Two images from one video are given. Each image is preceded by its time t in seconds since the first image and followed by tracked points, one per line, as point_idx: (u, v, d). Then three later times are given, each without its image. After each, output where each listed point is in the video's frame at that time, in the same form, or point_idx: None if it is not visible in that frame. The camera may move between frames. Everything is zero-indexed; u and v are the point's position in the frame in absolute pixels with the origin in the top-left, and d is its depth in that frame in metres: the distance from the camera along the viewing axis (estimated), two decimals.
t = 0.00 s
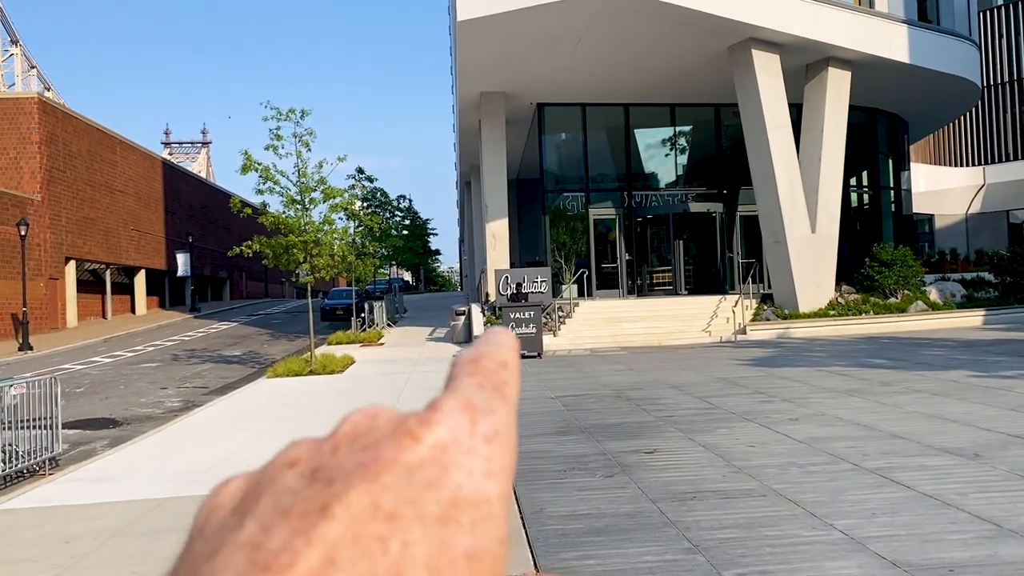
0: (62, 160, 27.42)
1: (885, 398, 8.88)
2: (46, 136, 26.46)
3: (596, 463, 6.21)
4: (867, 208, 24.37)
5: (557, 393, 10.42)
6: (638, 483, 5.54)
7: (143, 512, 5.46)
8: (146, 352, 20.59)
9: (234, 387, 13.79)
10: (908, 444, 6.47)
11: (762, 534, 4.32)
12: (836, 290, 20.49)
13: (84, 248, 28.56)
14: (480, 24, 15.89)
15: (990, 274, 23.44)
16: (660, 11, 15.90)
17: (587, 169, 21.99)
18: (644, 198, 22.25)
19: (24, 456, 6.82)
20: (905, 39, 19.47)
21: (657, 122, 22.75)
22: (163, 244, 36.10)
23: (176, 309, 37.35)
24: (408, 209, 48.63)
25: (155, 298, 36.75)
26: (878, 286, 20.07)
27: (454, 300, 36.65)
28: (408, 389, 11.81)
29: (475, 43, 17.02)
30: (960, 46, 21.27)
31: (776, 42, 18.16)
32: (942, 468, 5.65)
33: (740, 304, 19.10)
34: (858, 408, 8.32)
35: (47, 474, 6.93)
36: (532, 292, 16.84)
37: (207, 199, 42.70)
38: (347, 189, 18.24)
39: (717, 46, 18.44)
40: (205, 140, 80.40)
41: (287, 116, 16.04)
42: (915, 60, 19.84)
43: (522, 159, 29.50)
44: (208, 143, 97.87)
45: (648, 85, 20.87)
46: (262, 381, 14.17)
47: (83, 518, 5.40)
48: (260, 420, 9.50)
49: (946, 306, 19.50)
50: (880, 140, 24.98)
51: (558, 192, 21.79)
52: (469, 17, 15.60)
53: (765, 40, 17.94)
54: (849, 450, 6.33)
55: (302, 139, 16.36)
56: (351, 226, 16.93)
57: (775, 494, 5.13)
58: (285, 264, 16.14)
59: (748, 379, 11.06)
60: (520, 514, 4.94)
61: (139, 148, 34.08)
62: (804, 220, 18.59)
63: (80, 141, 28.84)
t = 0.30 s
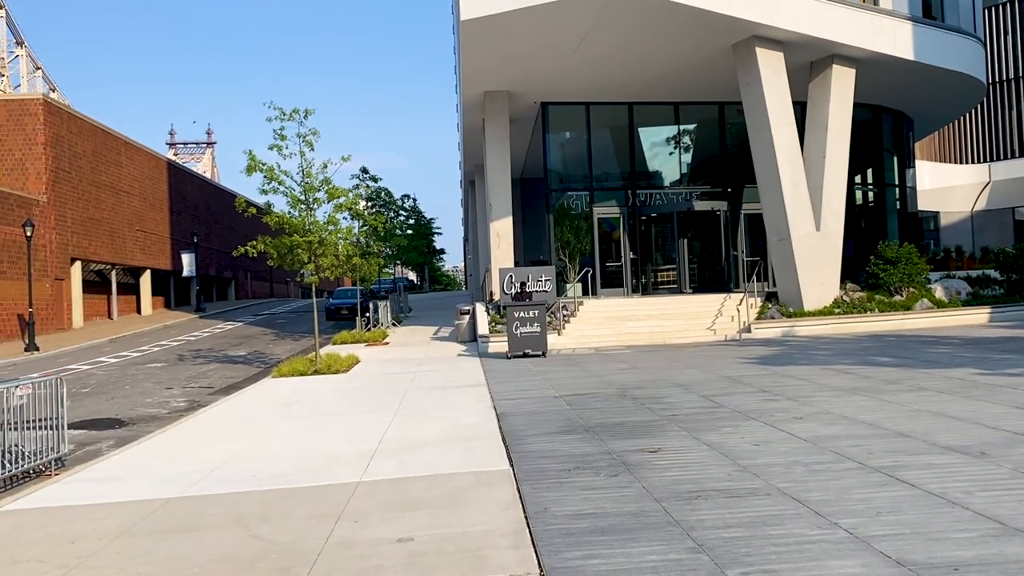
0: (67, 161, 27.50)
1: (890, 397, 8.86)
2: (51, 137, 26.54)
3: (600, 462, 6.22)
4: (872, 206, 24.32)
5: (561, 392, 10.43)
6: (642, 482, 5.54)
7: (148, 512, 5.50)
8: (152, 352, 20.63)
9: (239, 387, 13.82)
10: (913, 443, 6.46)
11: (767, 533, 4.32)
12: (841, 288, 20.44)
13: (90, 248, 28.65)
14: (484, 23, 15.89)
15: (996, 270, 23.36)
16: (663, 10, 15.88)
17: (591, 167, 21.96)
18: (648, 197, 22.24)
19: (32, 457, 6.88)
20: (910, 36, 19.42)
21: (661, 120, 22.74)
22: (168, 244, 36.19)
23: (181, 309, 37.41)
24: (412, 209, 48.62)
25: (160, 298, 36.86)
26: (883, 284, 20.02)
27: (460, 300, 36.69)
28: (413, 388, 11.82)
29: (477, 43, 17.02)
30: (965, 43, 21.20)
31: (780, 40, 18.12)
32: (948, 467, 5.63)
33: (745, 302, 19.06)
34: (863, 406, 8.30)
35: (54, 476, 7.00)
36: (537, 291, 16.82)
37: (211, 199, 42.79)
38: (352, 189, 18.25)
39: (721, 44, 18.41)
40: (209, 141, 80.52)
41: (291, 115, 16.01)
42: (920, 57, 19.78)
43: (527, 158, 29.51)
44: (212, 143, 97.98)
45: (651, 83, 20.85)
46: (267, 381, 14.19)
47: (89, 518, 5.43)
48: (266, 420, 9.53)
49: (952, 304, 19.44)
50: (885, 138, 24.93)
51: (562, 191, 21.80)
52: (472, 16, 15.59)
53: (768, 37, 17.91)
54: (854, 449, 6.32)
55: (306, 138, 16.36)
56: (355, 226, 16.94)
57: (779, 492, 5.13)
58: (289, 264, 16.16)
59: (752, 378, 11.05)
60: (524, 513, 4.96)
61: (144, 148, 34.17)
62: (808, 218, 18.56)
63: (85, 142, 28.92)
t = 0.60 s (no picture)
0: (71, 164, 27.56)
1: (893, 397, 8.84)
2: (55, 139, 26.60)
3: (603, 463, 6.23)
4: (875, 205, 24.28)
5: (565, 393, 10.43)
6: (644, 483, 5.54)
7: (151, 514, 5.51)
8: (155, 354, 20.64)
9: (244, 388, 13.85)
10: (917, 443, 6.44)
11: (769, 535, 4.32)
12: (844, 288, 20.40)
13: (94, 250, 28.70)
14: (487, 24, 15.89)
15: (999, 270, 23.31)
16: (666, 10, 15.87)
17: (594, 168, 21.95)
18: (651, 197, 22.22)
19: (36, 459, 6.91)
20: (913, 36, 19.38)
21: (664, 121, 22.73)
22: (172, 246, 36.24)
23: (185, 310, 37.46)
24: (415, 209, 48.65)
25: (163, 299, 36.94)
26: (887, 284, 19.99)
27: (462, 301, 36.71)
28: (416, 390, 11.82)
29: (480, 44, 17.01)
30: (968, 43, 21.14)
31: (783, 40, 18.09)
32: (952, 468, 5.62)
33: (748, 302, 19.03)
34: (867, 407, 8.29)
35: (58, 478, 7.01)
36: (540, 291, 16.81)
37: (215, 200, 42.87)
38: (355, 190, 18.27)
39: (723, 44, 18.39)
40: (212, 143, 80.75)
41: (294, 117, 16.01)
42: (923, 57, 19.74)
43: (529, 158, 29.50)
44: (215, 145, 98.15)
45: (654, 84, 20.86)
46: (271, 382, 14.20)
47: (92, 521, 5.44)
48: (270, 422, 9.55)
49: (955, 304, 19.38)
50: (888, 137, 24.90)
51: (565, 191, 21.79)
52: (475, 17, 15.59)
53: (771, 37, 17.90)
54: (857, 450, 6.31)
55: (308, 140, 16.35)
56: (358, 227, 16.94)
57: (782, 494, 5.13)
58: (293, 265, 16.17)
59: (756, 379, 11.04)
60: (526, 515, 4.96)
61: (148, 149, 34.23)
62: (811, 218, 18.52)
63: (89, 144, 28.99)
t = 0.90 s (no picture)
0: (74, 166, 27.60)
1: (897, 398, 8.82)
2: (58, 142, 26.68)
3: (606, 464, 6.22)
4: (878, 206, 24.22)
5: (568, 394, 10.42)
6: (648, 485, 5.53)
7: (154, 516, 5.52)
8: (159, 356, 20.67)
9: (248, 390, 13.87)
10: (921, 444, 6.42)
11: (773, 536, 4.30)
12: (848, 288, 20.36)
13: (97, 253, 28.74)
14: (489, 25, 15.89)
15: (1003, 270, 23.24)
16: (668, 10, 15.85)
17: (596, 168, 21.95)
18: (654, 198, 22.20)
19: (40, 462, 6.91)
20: (916, 35, 19.34)
21: (667, 121, 22.72)
22: (175, 248, 36.28)
23: (188, 312, 37.51)
24: (418, 211, 48.66)
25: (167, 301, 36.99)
26: (890, 284, 19.94)
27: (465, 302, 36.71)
28: (419, 391, 11.81)
29: (483, 45, 17.02)
30: (971, 42, 21.09)
31: (785, 39, 18.06)
32: (957, 468, 5.60)
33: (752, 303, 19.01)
34: (870, 407, 8.27)
35: (61, 480, 7.01)
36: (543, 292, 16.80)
37: (218, 202, 42.92)
38: (358, 192, 18.28)
39: (726, 44, 18.36)
40: (216, 146, 80.93)
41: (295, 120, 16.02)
42: (926, 57, 19.69)
43: (532, 160, 29.51)
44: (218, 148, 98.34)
45: (657, 85, 20.84)
46: (274, 384, 14.22)
47: (96, 523, 5.45)
48: (273, 423, 9.55)
49: (959, 304, 19.32)
50: (891, 137, 24.85)
51: (567, 192, 21.77)
52: (477, 18, 15.59)
53: (773, 37, 17.87)
54: (861, 450, 6.30)
55: (310, 142, 16.33)
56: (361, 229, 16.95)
57: (786, 495, 5.11)
58: (295, 267, 16.19)
59: (759, 379, 11.02)
60: (530, 517, 4.95)
61: (150, 151, 34.30)
62: (815, 218, 18.47)
63: (92, 147, 29.06)
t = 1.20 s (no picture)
0: (87, 165, 27.76)
1: (912, 392, 8.74)
2: (71, 142, 26.84)
3: (618, 460, 6.20)
4: (892, 200, 24.03)
5: (579, 390, 10.39)
6: (660, 481, 5.51)
7: (168, 513, 5.55)
8: (172, 354, 20.77)
9: (260, 387, 13.92)
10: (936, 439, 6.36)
11: (786, 532, 4.27)
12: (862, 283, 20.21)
13: (110, 252, 28.92)
14: (499, 21, 15.86)
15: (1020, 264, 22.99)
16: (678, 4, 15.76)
17: (607, 164, 21.88)
18: (665, 193, 22.10)
19: (54, 459, 6.97)
20: (929, 27, 19.17)
21: (678, 116, 22.62)
22: (188, 246, 36.47)
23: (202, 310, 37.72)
24: (429, 208, 48.68)
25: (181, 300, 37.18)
26: (905, 278, 19.79)
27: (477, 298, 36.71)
28: (431, 388, 11.80)
29: (493, 41, 16.97)
30: (985, 34, 20.87)
31: (797, 33, 17.92)
32: (972, 463, 5.55)
33: (765, 298, 18.91)
34: (885, 402, 8.21)
35: (75, 477, 7.07)
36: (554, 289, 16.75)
37: (230, 201, 43.09)
38: (368, 189, 18.31)
39: (737, 38, 18.25)
40: (228, 145, 81.30)
41: (305, 118, 16.05)
42: (940, 49, 19.50)
43: (542, 156, 29.45)
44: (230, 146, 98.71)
45: (668, 79, 20.73)
46: (287, 381, 14.26)
47: (110, 519, 5.48)
48: (286, 420, 9.59)
49: (975, 298, 19.14)
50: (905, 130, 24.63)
51: (578, 188, 21.70)
52: (487, 14, 15.56)
53: (785, 30, 17.73)
54: (875, 446, 6.24)
55: (321, 140, 16.33)
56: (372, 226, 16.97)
57: (798, 491, 5.08)
58: (307, 265, 16.23)
59: (772, 375, 10.95)
60: (541, 513, 4.94)
61: (163, 150, 34.48)
62: (828, 212, 18.33)
63: (105, 146, 29.23)
